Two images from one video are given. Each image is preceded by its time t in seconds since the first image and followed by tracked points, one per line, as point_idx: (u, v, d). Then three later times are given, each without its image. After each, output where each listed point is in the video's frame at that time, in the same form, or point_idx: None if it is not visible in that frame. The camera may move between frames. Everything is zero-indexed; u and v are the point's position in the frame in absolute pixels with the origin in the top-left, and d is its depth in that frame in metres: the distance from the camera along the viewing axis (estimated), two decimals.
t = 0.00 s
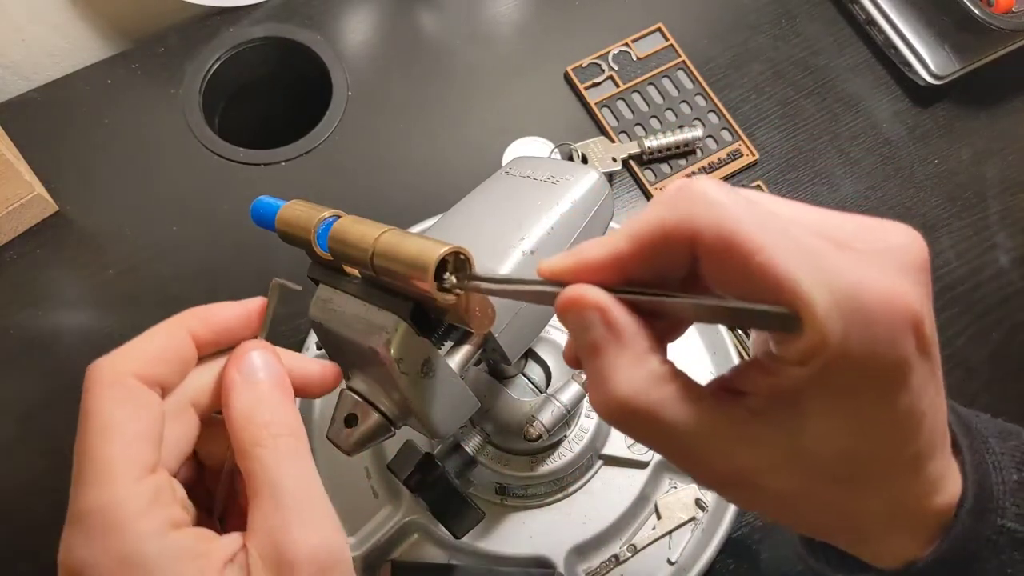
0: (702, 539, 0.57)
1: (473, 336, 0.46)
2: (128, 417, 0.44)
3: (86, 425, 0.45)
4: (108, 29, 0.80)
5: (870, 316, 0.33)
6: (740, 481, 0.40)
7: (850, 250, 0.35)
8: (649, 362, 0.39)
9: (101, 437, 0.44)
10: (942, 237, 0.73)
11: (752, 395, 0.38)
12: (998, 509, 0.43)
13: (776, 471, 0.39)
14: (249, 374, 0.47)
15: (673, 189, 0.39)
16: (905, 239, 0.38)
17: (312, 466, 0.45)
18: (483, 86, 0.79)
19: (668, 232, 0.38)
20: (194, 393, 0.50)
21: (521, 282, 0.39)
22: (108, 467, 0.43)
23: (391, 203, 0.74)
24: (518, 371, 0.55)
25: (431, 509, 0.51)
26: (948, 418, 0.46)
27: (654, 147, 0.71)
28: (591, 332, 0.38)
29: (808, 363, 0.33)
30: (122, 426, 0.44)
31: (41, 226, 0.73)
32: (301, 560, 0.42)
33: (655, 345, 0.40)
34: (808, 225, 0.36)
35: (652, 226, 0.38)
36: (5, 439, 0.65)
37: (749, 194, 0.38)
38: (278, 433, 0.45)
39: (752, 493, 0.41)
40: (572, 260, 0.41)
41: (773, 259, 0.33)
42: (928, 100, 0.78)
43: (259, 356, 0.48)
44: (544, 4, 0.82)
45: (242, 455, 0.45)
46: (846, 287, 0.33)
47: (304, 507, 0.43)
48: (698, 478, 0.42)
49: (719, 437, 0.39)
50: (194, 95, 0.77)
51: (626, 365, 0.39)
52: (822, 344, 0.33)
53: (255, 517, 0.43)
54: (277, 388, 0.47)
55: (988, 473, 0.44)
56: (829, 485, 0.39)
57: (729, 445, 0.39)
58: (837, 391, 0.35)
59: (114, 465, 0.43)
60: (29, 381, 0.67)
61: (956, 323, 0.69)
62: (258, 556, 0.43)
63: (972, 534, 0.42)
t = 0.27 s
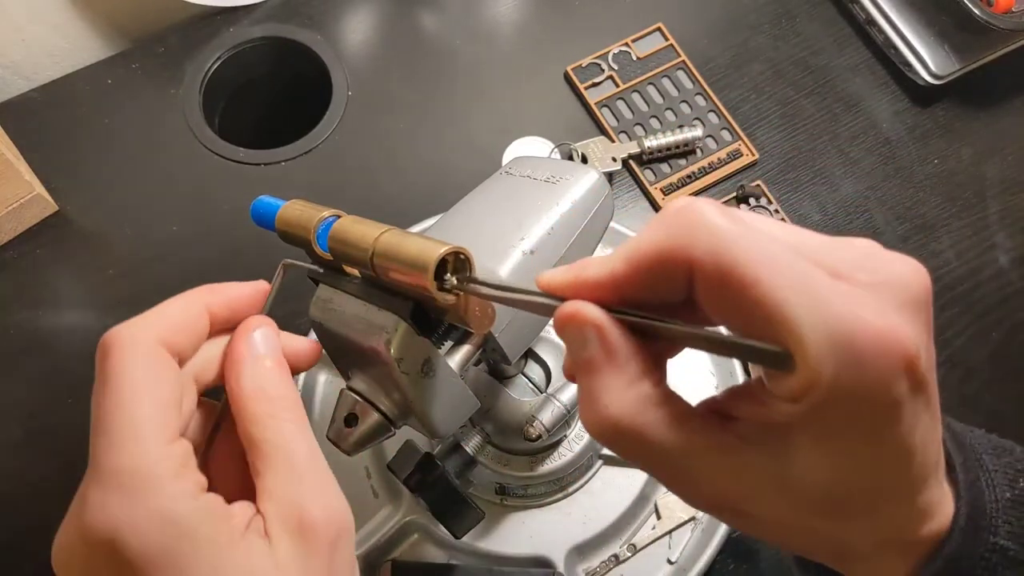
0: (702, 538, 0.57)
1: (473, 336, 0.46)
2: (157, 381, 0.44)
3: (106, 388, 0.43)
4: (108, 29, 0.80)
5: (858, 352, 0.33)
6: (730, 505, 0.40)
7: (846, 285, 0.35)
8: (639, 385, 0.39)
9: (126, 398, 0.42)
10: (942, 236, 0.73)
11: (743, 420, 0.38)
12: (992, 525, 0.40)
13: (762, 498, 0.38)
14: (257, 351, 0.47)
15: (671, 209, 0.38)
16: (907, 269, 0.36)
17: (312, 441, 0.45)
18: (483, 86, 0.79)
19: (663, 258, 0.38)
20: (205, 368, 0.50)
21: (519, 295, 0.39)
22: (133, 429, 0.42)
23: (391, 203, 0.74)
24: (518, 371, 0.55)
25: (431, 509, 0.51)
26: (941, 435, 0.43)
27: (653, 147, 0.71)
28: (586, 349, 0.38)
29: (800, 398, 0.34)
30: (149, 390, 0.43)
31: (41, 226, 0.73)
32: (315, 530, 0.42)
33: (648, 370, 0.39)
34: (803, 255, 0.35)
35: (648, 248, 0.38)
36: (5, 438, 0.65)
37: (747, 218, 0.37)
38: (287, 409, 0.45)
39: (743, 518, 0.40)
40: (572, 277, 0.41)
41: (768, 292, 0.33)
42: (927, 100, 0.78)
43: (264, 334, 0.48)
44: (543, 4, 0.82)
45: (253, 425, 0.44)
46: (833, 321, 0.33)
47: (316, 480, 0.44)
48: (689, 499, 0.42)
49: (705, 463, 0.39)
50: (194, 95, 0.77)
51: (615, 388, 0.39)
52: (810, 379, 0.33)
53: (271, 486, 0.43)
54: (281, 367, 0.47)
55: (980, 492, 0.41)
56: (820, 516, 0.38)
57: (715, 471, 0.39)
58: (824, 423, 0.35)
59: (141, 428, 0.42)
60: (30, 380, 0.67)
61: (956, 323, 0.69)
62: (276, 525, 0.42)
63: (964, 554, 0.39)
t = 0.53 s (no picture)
0: (702, 538, 0.57)
1: (473, 336, 0.46)
2: (206, 341, 0.42)
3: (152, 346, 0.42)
4: (108, 29, 0.80)
5: (856, 358, 0.32)
6: (729, 510, 0.40)
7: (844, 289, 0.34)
8: (637, 389, 0.39)
9: (176, 356, 0.41)
10: (942, 236, 0.73)
11: (741, 425, 0.38)
12: (993, 528, 0.40)
13: (762, 504, 0.38)
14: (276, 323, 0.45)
15: (671, 213, 0.38)
16: (907, 274, 0.35)
17: (333, 410, 0.45)
18: (483, 85, 0.79)
19: (662, 262, 0.38)
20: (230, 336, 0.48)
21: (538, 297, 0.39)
22: (184, 387, 0.40)
23: (391, 203, 0.74)
24: (518, 371, 0.55)
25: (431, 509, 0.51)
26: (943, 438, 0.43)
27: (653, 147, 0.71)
28: (586, 352, 0.38)
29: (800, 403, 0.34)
30: (198, 349, 0.42)
31: (41, 226, 0.73)
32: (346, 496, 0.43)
33: (648, 375, 0.40)
34: (801, 258, 0.35)
35: (647, 252, 0.38)
36: (5, 439, 0.65)
37: (746, 221, 0.37)
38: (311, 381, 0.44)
39: (742, 523, 0.40)
40: (572, 280, 0.41)
41: (768, 298, 0.34)
42: (927, 100, 0.78)
43: (284, 309, 0.46)
44: (543, 4, 0.82)
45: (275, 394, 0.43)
46: (831, 327, 0.32)
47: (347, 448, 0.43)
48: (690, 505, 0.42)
49: (703, 467, 0.39)
50: (194, 95, 0.77)
51: (613, 392, 0.39)
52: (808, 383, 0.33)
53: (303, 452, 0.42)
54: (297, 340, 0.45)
55: (980, 495, 0.41)
56: (818, 520, 0.38)
57: (713, 475, 0.39)
58: (823, 429, 0.34)
59: (194, 386, 0.40)
60: (30, 380, 0.67)
61: (956, 323, 0.69)
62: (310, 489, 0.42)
63: (966, 556, 0.39)
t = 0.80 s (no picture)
0: (702, 538, 0.57)
1: (473, 336, 0.46)
2: (210, 321, 0.42)
3: (157, 325, 0.41)
4: (108, 29, 0.80)
5: (856, 360, 0.32)
6: (728, 513, 0.39)
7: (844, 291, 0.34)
8: (635, 391, 0.39)
9: (183, 333, 0.41)
10: (942, 236, 0.73)
11: (741, 428, 0.38)
12: (992, 529, 0.40)
13: (762, 506, 0.38)
14: (263, 310, 0.46)
15: (671, 215, 0.38)
16: (907, 276, 0.36)
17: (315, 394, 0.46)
18: (483, 85, 0.79)
19: (662, 264, 0.38)
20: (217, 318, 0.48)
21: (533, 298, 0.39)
22: (192, 364, 0.40)
23: (391, 203, 0.74)
24: (518, 371, 0.55)
25: (431, 509, 0.51)
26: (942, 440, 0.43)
27: (653, 147, 0.71)
28: (585, 353, 0.38)
29: (801, 405, 0.34)
30: (203, 328, 0.42)
31: (41, 226, 0.73)
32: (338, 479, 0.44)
33: (647, 378, 0.40)
34: (800, 260, 0.35)
35: (647, 254, 0.38)
36: (5, 439, 0.65)
37: (746, 223, 0.37)
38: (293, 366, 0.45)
39: (741, 526, 0.40)
40: (571, 281, 0.41)
41: (767, 301, 0.34)
42: (928, 100, 0.79)
43: (273, 296, 0.48)
44: (544, 4, 0.82)
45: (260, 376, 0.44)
46: (831, 329, 0.32)
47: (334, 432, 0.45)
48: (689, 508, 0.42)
49: (704, 470, 0.38)
50: (194, 95, 0.77)
51: (612, 393, 0.39)
52: (806, 385, 0.33)
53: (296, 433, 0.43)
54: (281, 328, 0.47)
55: (980, 496, 0.41)
56: (818, 522, 0.38)
57: (713, 477, 0.38)
58: (823, 431, 0.34)
59: (203, 364, 0.41)
60: (30, 380, 0.67)
61: (956, 323, 0.69)
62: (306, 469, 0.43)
63: (966, 557, 0.39)
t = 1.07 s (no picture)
0: (702, 538, 0.57)
1: (473, 336, 0.46)
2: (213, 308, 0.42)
3: (159, 311, 0.40)
4: (108, 29, 0.80)
5: (854, 361, 0.33)
6: (728, 512, 0.40)
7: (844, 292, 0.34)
8: (635, 392, 0.39)
9: (187, 320, 0.40)
10: (942, 236, 0.73)
11: (741, 427, 0.38)
12: (992, 530, 0.40)
13: (762, 506, 0.38)
14: (258, 303, 0.46)
15: (672, 215, 0.38)
16: (908, 277, 0.35)
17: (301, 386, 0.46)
18: (483, 85, 0.79)
19: (662, 265, 0.38)
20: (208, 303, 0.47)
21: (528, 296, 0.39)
22: (196, 353, 0.40)
23: (391, 203, 0.74)
24: (518, 371, 0.55)
25: (431, 509, 0.51)
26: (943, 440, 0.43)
27: (653, 147, 0.71)
28: (585, 353, 0.38)
29: (800, 405, 0.34)
30: (207, 315, 0.41)
31: (42, 226, 0.73)
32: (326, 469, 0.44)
33: (645, 379, 0.39)
34: (801, 261, 0.35)
35: (647, 254, 0.38)
36: (5, 438, 0.65)
37: (746, 223, 0.37)
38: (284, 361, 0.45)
39: (742, 525, 0.40)
40: (571, 281, 0.41)
41: (766, 302, 0.34)
42: (928, 100, 0.79)
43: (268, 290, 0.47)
44: (544, 4, 0.82)
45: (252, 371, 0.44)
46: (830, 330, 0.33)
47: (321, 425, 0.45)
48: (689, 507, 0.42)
49: (704, 470, 0.38)
50: (194, 95, 0.77)
51: (611, 394, 0.39)
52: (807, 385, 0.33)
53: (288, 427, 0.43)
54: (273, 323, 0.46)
55: (980, 496, 0.41)
56: (818, 522, 0.38)
57: (713, 477, 0.38)
58: (822, 431, 0.34)
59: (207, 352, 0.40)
60: (29, 380, 0.67)
61: (957, 323, 0.69)
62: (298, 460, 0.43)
63: (966, 558, 0.39)
